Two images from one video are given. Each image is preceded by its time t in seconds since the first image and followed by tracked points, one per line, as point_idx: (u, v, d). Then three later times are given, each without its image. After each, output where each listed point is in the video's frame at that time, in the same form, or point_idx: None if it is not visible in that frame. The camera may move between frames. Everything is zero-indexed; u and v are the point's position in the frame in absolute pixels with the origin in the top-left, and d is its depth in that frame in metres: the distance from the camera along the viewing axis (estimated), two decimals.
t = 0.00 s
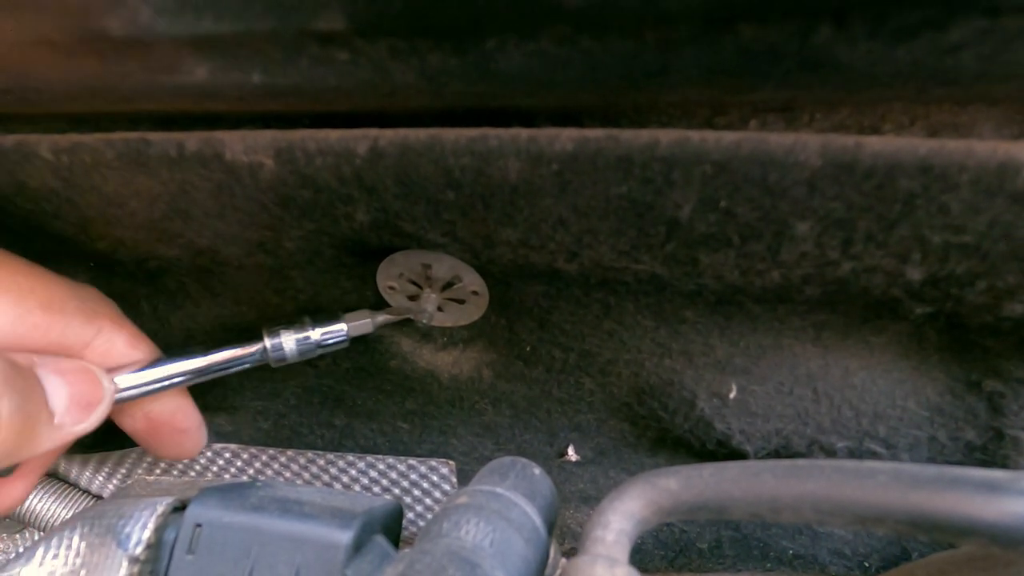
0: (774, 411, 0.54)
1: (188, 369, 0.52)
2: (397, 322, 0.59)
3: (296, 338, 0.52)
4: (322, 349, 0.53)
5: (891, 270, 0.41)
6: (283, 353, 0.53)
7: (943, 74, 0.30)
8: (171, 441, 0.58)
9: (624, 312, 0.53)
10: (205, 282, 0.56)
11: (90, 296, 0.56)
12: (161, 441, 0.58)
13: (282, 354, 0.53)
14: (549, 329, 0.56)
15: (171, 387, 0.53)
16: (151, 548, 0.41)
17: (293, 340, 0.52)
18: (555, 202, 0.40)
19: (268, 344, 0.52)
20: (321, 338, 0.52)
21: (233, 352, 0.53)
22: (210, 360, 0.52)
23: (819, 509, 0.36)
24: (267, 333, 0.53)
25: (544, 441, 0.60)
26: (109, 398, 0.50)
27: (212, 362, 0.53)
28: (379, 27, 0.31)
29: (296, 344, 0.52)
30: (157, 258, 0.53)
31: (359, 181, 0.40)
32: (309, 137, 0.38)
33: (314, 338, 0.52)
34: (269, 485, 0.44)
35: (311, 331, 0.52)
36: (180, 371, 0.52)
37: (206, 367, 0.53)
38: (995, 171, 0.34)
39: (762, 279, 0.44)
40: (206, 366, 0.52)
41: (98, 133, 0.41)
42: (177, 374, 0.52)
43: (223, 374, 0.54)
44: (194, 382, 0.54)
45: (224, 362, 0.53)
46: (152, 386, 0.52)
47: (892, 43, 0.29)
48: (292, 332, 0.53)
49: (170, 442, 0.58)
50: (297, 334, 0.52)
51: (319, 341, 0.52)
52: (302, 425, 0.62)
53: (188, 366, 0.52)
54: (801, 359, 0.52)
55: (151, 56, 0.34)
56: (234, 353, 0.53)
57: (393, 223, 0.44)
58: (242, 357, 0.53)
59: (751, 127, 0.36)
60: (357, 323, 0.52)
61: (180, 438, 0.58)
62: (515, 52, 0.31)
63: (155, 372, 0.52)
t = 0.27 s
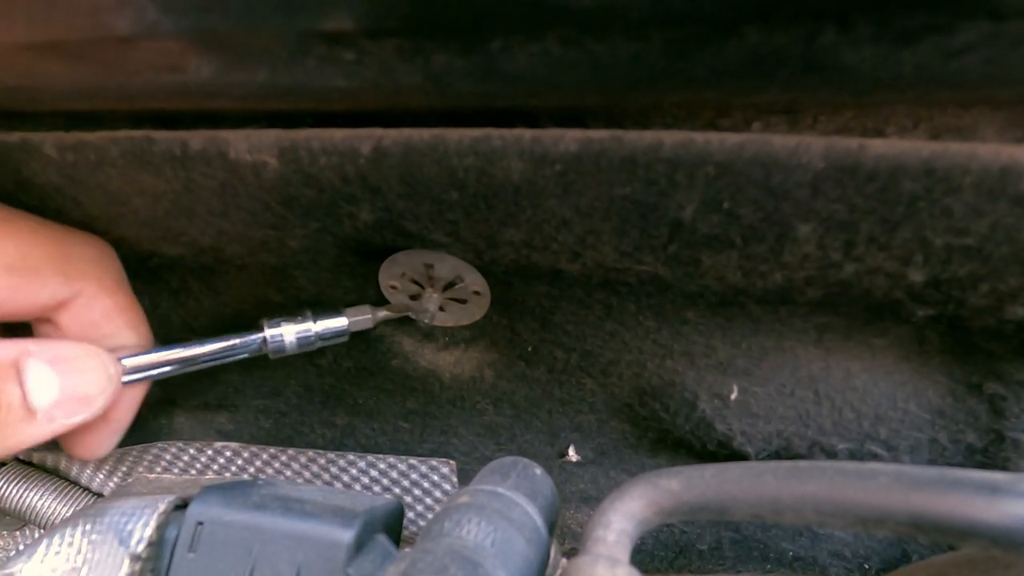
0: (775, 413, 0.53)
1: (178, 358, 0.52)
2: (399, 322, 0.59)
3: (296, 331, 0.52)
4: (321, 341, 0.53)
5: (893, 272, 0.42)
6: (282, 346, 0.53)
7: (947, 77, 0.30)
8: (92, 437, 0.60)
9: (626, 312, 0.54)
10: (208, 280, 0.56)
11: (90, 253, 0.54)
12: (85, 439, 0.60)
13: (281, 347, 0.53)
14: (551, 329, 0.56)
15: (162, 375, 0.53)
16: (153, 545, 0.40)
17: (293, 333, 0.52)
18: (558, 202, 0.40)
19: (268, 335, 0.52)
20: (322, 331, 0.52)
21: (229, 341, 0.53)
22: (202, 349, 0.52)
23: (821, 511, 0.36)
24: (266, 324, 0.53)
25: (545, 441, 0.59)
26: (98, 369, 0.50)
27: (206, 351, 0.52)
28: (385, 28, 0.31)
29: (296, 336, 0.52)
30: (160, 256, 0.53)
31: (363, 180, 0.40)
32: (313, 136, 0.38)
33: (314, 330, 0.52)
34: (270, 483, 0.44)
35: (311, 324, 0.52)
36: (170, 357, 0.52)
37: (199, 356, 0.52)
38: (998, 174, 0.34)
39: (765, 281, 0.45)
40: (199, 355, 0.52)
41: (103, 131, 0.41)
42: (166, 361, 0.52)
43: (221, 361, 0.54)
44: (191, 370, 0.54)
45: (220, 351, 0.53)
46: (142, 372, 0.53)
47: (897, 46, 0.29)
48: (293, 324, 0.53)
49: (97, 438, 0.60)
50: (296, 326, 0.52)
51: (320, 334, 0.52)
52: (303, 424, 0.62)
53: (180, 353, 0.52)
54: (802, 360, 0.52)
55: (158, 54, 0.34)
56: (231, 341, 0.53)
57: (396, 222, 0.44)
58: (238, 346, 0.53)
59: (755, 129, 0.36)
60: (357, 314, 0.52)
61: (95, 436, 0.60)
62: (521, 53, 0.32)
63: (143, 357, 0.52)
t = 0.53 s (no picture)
0: (776, 414, 0.53)
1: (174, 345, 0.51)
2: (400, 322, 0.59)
3: (289, 327, 0.51)
4: (313, 337, 0.52)
5: (895, 273, 0.42)
6: (274, 339, 0.51)
7: (949, 79, 0.30)
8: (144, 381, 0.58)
9: (628, 313, 0.54)
10: (209, 280, 0.56)
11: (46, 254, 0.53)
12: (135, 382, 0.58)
13: (273, 340, 0.51)
14: (552, 329, 0.56)
15: (152, 361, 0.51)
16: (154, 544, 0.40)
17: (287, 327, 0.51)
18: (560, 203, 0.40)
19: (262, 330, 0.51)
20: (314, 329, 0.51)
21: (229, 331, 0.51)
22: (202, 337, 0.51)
23: (822, 512, 0.36)
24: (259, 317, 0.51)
25: (545, 441, 0.59)
26: (92, 353, 0.50)
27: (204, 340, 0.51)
28: (389, 29, 0.31)
29: (289, 332, 0.51)
30: (161, 255, 0.53)
31: (365, 180, 0.40)
32: (316, 135, 0.38)
33: (307, 328, 0.51)
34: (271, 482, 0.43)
35: (305, 320, 0.51)
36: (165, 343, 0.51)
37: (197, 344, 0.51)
38: (1000, 176, 0.34)
39: (766, 282, 0.45)
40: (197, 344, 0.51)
41: (106, 131, 0.41)
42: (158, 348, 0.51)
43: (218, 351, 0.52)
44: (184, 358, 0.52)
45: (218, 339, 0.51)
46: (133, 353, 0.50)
47: (899, 48, 0.30)
48: (286, 318, 0.51)
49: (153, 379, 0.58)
50: (290, 323, 0.51)
51: (313, 330, 0.51)
52: (303, 423, 0.62)
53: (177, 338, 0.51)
54: (803, 361, 0.52)
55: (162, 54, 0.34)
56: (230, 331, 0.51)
57: (398, 222, 0.44)
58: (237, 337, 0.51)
59: (757, 130, 0.36)
60: (351, 315, 0.51)
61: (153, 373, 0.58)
62: (524, 54, 0.32)
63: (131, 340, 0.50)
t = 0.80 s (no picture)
0: (777, 414, 0.53)
1: (156, 349, 0.48)
2: (401, 322, 0.59)
3: (310, 322, 0.50)
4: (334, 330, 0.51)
5: (896, 274, 0.42)
6: (293, 334, 0.50)
7: (950, 80, 0.31)
8: (97, 397, 0.56)
9: (628, 313, 0.54)
10: (210, 280, 0.56)
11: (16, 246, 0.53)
12: (86, 399, 0.56)
13: (292, 335, 0.50)
14: (553, 330, 0.57)
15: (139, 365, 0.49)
16: (155, 544, 0.40)
17: (307, 321, 0.50)
18: (561, 203, 0.40)
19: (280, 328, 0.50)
20: (337, 321, 0.50)
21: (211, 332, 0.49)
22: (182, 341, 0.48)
23: (823, 512, 0.36)
24: (277, 314, 0.50)
25: (546, 442, 0.59)
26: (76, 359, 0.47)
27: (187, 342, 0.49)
28: (392, 30, 0.31)
29: (311, 324, 0.50)
30: (162, 255, 0.53)
31: (366, 180, 0.40)
32: (317, 136, 0.38)
33: (329, 321, 0.50)
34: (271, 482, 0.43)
35: (326, 312, 0.50)
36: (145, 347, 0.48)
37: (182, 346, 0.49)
38: (1000, 177, 0.34)
39: (767, 282, 0.45)
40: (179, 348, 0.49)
41: (108, 131, 0.41)
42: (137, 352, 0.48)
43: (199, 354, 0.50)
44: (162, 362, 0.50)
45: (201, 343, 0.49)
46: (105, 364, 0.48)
47: (900, 50, 0.30)
48: (304, 313, 0.50)
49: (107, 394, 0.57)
50: (308, 318, 0.50)
51: (332, 322, 0.50)
52: (303, 424, 0.61)
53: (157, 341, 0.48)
54: (803, 362, 0.52)
55: (164, 54, 0.34)
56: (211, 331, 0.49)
57: (399, 223, 0.44)
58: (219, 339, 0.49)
59: (757, 131, 0.36)
60: (371, 309, 0.51)
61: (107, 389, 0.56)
62: (526, 55, 0.32)
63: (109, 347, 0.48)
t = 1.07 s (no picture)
0: (777, 414, 0.53)
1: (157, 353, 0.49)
2: (401, 322, 0.59)
3: (314, 326, 0.50)
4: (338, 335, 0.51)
5: (896, 275, 0.42)
6: (298, 339, 0.51)
7: (950, 81, 0.31)
8: (118, 396, 0.57)
9: (629, 313, 0.54)
10: (211, 280, 0.56)
11: (15, 244, 0.52)
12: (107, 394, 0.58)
13: (297, 339, 0.51)
14: (553, 329, 0.56)
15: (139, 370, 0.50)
16: (155, 544, 0.40)
17: (311, 325, 0.50)
18: (561, 203, 0.40)
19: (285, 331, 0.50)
20: (340, 324, 0.51)
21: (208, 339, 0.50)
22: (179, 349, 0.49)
23: (823, 512, 0.36)
24: (283, 319, 0.51)
25: (546, 442, 0.59)
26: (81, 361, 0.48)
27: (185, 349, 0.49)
28: (392, 30, 0.31)
29: (315, 329, 0.50)
30: (163, 255, 0.53)
31: (367, 180, 0.40)
32: (318, 136, 0.38)
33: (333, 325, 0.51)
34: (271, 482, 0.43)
35: (328, 316, 0.51)
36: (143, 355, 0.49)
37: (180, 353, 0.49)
38: (1000, 178, 0.34)
39: (767, 283, 0.45)
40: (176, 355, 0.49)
41: (108, 131, 0.41)
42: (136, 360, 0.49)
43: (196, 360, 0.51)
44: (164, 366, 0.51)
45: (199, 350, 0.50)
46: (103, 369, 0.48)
47: (901, 50, 0.30)
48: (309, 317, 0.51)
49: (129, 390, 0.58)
50: (314, 322, 0.50)
51: (336, 327, 0.51)
52: (304, 423, 0.61)
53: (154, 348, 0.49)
54: (803, 362, 0.52)
55: (163, 53, 0.34)
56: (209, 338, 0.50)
57: (400, 223, 0.44)
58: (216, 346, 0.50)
59: (758, 131, 0.36)
60: (374, 311, 0.51)
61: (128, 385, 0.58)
62: (526, 55, 0.32)
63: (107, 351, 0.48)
